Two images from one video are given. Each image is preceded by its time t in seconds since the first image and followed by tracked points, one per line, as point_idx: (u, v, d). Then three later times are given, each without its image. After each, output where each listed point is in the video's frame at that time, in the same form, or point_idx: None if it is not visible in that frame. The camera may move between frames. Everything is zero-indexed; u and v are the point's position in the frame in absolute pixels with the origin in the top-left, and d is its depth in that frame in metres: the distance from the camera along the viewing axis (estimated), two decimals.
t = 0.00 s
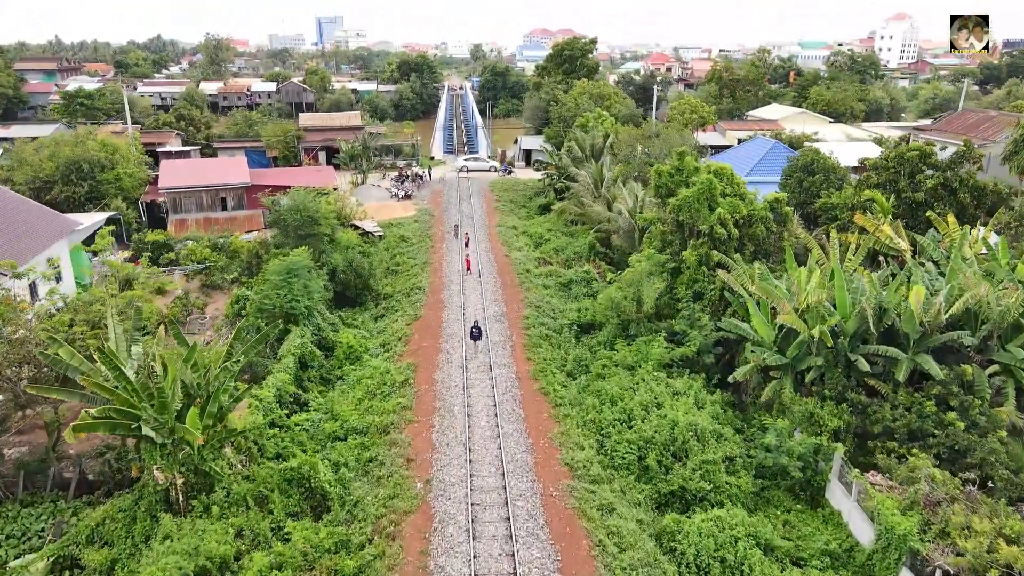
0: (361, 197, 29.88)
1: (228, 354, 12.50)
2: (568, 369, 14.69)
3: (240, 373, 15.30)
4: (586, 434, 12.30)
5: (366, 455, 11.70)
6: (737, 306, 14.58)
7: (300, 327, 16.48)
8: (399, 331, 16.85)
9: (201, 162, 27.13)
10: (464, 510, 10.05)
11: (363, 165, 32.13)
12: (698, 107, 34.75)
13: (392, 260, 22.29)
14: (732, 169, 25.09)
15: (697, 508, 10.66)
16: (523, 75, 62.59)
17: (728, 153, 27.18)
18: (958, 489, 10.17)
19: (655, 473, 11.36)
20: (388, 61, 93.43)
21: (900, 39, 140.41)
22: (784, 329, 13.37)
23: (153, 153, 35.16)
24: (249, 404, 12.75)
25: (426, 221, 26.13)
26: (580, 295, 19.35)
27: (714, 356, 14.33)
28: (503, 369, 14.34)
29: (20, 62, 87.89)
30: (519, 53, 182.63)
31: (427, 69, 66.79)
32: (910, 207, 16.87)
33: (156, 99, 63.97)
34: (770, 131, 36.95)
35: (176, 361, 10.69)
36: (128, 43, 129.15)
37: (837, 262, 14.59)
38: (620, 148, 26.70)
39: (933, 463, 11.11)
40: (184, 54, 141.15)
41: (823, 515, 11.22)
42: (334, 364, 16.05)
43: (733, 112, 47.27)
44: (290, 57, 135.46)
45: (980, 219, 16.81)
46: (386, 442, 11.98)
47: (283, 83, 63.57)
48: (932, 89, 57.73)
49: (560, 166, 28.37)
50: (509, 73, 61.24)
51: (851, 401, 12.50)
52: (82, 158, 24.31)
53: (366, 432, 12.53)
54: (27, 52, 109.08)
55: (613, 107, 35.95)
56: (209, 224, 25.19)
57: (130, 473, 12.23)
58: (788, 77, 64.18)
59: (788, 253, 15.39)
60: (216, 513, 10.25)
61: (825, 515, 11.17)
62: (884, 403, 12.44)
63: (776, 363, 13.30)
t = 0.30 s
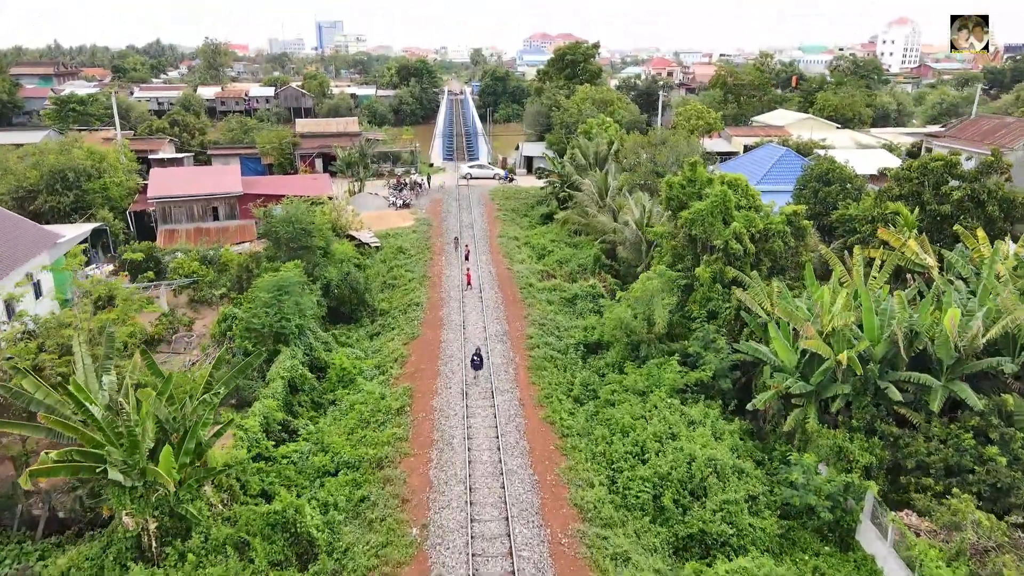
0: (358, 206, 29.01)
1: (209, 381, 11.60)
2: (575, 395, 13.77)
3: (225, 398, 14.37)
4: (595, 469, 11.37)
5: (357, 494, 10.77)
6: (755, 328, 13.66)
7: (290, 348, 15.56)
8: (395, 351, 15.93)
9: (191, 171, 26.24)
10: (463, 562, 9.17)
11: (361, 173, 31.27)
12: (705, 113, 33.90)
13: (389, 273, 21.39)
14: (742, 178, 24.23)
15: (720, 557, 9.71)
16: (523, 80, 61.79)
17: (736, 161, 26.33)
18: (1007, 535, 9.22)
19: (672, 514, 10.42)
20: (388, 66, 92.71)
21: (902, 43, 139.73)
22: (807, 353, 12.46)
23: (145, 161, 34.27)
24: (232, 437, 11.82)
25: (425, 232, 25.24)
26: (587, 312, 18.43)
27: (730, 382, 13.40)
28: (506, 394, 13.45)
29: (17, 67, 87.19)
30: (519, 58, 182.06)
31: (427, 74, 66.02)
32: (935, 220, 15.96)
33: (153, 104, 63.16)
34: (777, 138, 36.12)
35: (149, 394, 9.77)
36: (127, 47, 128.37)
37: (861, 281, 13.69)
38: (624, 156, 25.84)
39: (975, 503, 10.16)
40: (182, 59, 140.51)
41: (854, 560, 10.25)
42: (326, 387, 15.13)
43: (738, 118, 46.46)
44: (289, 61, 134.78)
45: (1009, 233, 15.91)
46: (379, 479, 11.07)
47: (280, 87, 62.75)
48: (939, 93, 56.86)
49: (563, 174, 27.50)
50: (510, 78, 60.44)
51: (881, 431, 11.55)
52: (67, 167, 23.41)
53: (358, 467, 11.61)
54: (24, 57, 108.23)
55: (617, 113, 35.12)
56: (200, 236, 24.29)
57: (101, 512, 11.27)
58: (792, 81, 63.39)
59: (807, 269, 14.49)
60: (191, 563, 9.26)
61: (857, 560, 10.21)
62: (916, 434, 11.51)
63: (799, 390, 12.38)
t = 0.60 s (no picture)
0: (354, 217, 27.99)
1: (183, 419, 10.55)
2: (584, 429, 12.73)
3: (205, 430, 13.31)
4: (609, 518, 10.33)
5: (345, 548, 9.69)
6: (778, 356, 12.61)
7: (277, 375, 14.52)
8: (390, 378, 14.88)
9: (179, 181, 25.18)
10: None
11: (357, 183, 30.29)
12: (713, 121, 32.95)
13: (385, 290, 20.37)
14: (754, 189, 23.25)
15: None
16: (524, 86, 60.92)
17: (747, 171, 25.35)
18: None
19: (696, 571, 9.35)
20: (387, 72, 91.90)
21: (903, 50, 139.06)
22: (839, 386, 11.41)
23: (135, 170, 33.27)
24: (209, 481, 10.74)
25: (423, 245, 24.26)
26: (593, 334, 17.41)
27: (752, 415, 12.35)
28: (509, 429, 12.43)
29: (13, 73, 86.37)
30: (518, 64, 181.47)
31: (427, 80, 65.15)
32: (967, 237, 14.95)
33: (149, 111, 62.23)
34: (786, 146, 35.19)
35: (111, 441, 8.71)
36: (126, 53, 127.37)
37: (893, 305, 12.66)
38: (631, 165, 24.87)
39: None
40: (181, 65, 139.77)
41: None
42: (315, 418, 14.08)
43: (743, 125, 45.58)
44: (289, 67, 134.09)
45: None
46: (371, 530, 10.02)
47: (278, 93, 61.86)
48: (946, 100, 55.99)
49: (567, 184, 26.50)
50: (510, 84, 59.56)
51: (922, 474, 10.50)
52: (48, 178, 22.32)
53: (347, 514, 10.56)
54: (21, 62, 107.49)
55: (621, 120, 34.17)
56: (187, 250, 23.20)
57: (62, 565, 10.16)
58: (795, 88, 62.49)
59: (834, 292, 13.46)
60: None
61: None
62: (960, 477, 10.45)
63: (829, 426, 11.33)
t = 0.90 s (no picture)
0: (350, 227, 27.11)
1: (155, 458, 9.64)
2: (593, 465, 11.79)
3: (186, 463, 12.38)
4: (622, 568, 9.40)
5: None
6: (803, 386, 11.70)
7: (264, 402, 13.60)
8: (384, 405, 13.94)
9: (167, 191, 24.26)
10: None
11: (354, 192, 29.44)
12: (720, 128, 32.11)
13: (382, 307, 19.47)
14: (765, 199, 22.37)
15: None
16: (525, 92, 60.14)
17: (756, 181, 24.47)
18: None
19: None
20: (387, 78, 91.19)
21: (904, 55, 138.44)
22: (871, 420, 10.48)
23: (126, 178, 32.44)
24: (185, 528, 9.77)
25: (421, 257, 23.38)
26: (600, 354, 16.49)
27: (775, 449, 11.43)
28: (513, 465, 11.52)
29: (10, 78, 85.66)
30: (518, 69, 180.91)
31: (427, 86, 64.41)
32: (998, 254, 14.06)
33: (145, 117, 61.48)
34: (793, 153, 34.35)
35: (69, 491, 7.79)
36: (124, 59, 126.73)
37: (927, 329, 11.75)
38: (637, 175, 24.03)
39: None
40: (179, 70, 139.25)
41: None
42: (305, 448, 13.16)
43: (748, 132, 44.75)
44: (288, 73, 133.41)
45: None
46: None
47: (275, 99, 61.12)
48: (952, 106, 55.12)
49: (571, 194, 25.65)
50: (510, 89, 58.77)
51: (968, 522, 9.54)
52: (31, 190, 21.77)
53: (335, 562, 9.61)
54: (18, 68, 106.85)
55: (626, 128, 33.35)
56: (175, 262, 22.29)
57: None
58: (798, 95, 61.70)
59: (860, 314, 12.55)
60: None
61: None
62: (1009, 523, 9.50)
63: (863, 464, 10.37)
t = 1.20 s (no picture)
0: (344, 240, 26.05)
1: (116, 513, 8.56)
2: (606, 512, 10.71)
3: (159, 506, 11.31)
4: None
5: None
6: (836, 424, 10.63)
7: (247, 436, 12.53)
8: (377, 439, 12.86)
9: (153, 202, 23.15)
10: None
11: (349, 202, 28.41)
12: (728, 136, 31.10)
13: (376, 326, 18.41)
14: (779, 212, 21.35)
15: None
16: (525, 98, 59.19)
17: (768, 193, 23.46)
18: None
19: None
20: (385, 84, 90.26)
21: (906, 61, 137.53)
22: (916, 466, 9.40)
23: (115, 188, 31.47)
24: None
25: (419, 272, 22.34)
26: (608, 379, 15.41)
27: (807, 495, 10.35)
28: (517, 512, 10.47)
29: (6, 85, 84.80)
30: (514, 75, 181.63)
31: (426, 92, 63.46)
32: None
33: (141, 123, 60.57)
34: (803, 162, 33.34)
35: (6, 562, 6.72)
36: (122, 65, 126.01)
37: (971, 361, 10.67)
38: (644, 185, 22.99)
39: None
40: (178, 76, 138.57)
41: None
42: (290, 488, 12.09)
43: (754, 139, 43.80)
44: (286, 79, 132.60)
45: None
46: None
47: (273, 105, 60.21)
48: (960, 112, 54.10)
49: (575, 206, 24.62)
50: (511, 96, 57.81)
51: None
52: (8, 202, 21.08)
53: None
54: (15, 74, 106.06)
55: (630, 136, 32.35)
56: (160, 278, 21.20)
57: None
58: (801, 101, 60.75)
59: (895, 343, 11.49)
60: None
61: None
62: None
63: (907, 514, 9.29)
